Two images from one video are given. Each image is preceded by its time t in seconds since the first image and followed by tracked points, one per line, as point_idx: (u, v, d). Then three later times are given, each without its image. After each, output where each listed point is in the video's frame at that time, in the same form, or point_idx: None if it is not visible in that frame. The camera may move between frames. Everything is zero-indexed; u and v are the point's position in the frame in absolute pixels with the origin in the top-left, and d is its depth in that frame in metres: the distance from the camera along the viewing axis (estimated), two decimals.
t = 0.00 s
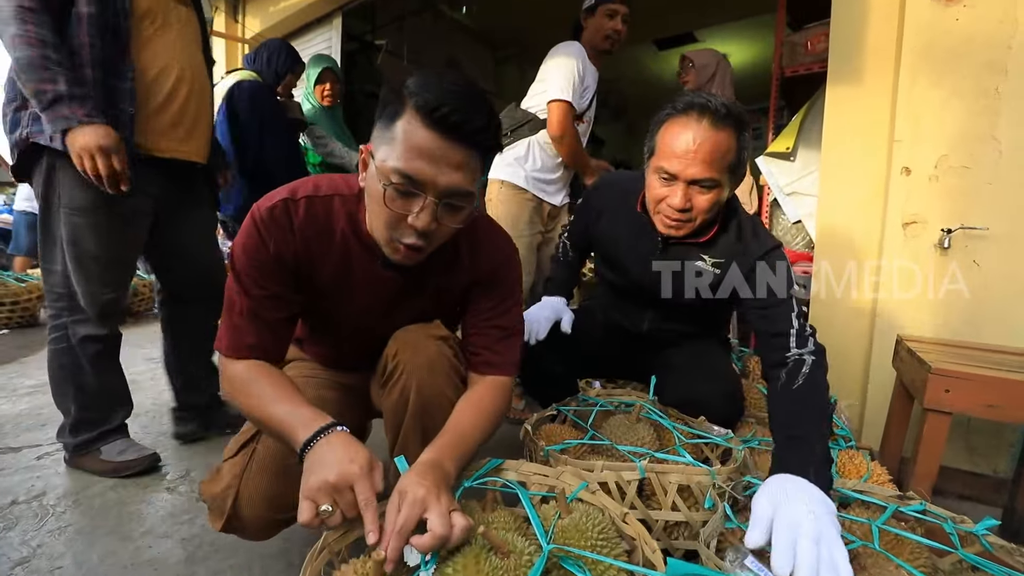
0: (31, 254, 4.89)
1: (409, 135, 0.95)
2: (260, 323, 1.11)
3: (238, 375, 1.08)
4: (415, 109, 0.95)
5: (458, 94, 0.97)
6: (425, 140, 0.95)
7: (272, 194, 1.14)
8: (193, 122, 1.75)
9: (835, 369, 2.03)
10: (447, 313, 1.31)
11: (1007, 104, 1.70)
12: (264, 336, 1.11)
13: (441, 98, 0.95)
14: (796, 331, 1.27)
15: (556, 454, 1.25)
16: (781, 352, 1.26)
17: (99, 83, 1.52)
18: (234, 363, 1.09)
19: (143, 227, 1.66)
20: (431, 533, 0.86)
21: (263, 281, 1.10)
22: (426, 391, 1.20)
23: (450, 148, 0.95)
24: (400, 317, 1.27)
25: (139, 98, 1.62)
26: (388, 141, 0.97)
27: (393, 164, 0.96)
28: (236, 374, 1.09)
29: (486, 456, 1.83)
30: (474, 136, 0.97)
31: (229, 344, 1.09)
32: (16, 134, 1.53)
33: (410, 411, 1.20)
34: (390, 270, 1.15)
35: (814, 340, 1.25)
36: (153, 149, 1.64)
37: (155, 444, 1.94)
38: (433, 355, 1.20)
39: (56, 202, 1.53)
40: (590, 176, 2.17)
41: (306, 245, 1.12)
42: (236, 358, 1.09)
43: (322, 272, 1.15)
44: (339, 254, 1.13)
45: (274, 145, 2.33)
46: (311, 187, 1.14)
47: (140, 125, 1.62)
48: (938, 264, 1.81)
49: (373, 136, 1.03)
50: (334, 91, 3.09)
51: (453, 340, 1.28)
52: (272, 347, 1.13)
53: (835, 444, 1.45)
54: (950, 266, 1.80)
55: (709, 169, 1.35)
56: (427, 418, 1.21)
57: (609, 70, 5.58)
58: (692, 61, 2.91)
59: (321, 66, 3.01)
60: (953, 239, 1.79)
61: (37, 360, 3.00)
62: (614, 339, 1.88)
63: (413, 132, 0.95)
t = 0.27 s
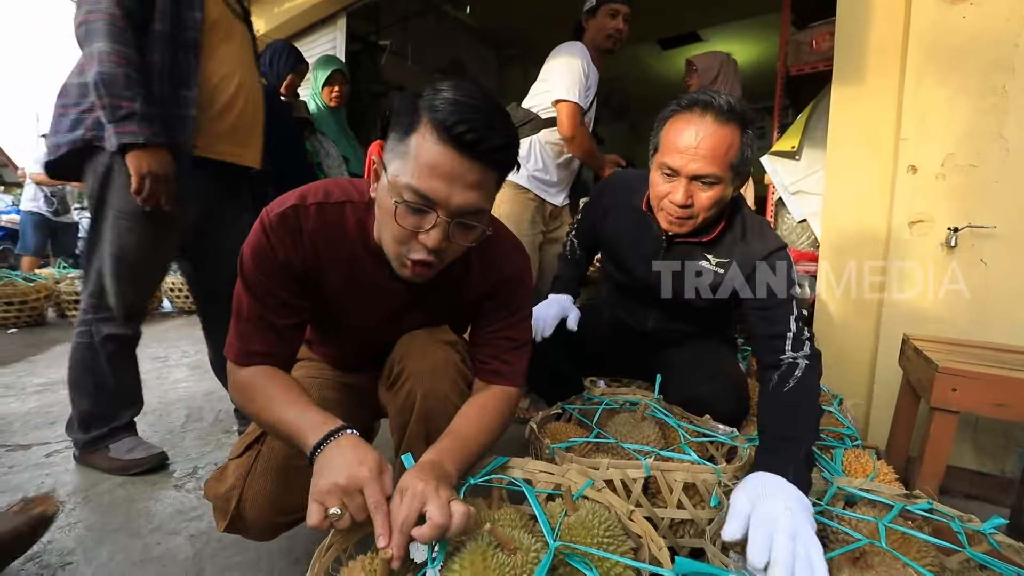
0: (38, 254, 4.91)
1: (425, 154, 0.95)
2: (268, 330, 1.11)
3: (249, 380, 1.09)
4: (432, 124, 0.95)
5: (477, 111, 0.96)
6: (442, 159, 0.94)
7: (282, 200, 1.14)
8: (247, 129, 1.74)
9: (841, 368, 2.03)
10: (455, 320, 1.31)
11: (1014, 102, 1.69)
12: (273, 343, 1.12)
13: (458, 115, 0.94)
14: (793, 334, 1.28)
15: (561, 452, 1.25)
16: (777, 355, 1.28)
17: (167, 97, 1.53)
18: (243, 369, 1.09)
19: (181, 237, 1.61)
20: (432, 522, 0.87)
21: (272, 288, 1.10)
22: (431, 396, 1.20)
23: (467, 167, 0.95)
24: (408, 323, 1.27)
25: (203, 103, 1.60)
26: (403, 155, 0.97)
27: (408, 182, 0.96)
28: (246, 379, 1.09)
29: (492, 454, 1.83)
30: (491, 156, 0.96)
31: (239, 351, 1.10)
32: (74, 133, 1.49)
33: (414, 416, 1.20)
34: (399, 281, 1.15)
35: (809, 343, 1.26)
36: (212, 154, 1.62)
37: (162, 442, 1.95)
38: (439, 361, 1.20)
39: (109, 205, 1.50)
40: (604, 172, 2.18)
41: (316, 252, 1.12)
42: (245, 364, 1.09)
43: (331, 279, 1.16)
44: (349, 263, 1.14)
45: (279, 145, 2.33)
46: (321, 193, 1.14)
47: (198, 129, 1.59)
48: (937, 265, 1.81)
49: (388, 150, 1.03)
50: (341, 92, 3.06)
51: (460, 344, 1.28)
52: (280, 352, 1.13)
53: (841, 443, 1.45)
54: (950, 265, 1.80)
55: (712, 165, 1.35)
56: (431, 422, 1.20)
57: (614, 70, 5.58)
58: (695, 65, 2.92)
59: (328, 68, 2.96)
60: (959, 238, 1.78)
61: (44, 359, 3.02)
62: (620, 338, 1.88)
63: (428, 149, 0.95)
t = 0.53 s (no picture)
0: (46, 255, 4.95)
1: (431, 157, 0.95)
2: (276, 333, 1.12)
3: (258, 385, 1.09)
4: (439, 127, 0.95)
5: (483, 116, 0.96)
6: (447, 162, 0.94)
7: (288, 205, 1.15)
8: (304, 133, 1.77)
9: (849, 368, 2.02)
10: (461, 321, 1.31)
11: None
12: (280, 346, 1.12)
13: (464, 119, 0.94)
14: (786, 337, 1.31)
15: (568, 453, 1.25)
16: (770, 357, 1.30)
17: (240, 92, 1.57)
18: (251, 372, 1.10)
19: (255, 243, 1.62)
20: (437, 526, 0.86)
21: (279, 291, 1.11)
22: (435, 398, 1.19)
23: (473, 170, 0.95)
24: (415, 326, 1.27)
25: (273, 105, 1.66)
26: (410, 159, 0.98)
27: (413, 185, 0.96)
28: (254, 383, 1.09)
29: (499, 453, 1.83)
30: (496, 160, 0.96)
31: (247, 355, 1.10)
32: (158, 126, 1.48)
33: (417, 418, 1.20)
34: (405, 284, 1.15)
35: (802, 347, 1.29)
36: (290, 155, 1.70)
37: (170, 443, 1.95)
38: (444, 361, 1.20)
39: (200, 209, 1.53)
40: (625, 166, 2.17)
41: (322, 256, 1.13)
42: (252, 367, 1.10)
43: (337, 283, 1.16)
44: (355, 266, 1.14)
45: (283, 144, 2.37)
46: (326, 197, 1.15)
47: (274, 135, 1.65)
48: (937, 264, 1.81)
49: (394, 153, 1.03)
50: (350, 95, 3.13)
51: (464, 344, 1.28)
52: (288, 356, 1.13)
53: (850, 443, 1.44)
54: (949, 266, 1.80)
55: (715, 167, 1.35)
56: (435, 423, 1.20)
57: (618, 70, 5.58)
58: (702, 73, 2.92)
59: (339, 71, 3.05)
60: (969, 237, 1.77)
61: (53, 360, 3.04)
62: (626, 338, 1.88)
63: (433, 152, 0.95)
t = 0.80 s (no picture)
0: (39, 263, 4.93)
1: (419, 152, 0.96)
2: (274, 335, 1.12)
3: (255, 387, 1.09)
4: (424, 123, 0.96)
5: (468, 111, 0.96)
6: (431, 157, 0.95)
7: (280, 208, 1.15)
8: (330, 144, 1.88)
9: (842, 361, 2.03)
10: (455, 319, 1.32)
11: (1011, 94, 1.70)
12: (278, 348, 1.12)
13: (449, 114, 0.95)
14: (759, 329, 1.33)
15: (566, 449, 1.26)
16: (740, 348, 1.33)
17: (302, 100, 1.87)
18: (248, 375, 1.10)
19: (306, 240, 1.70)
20: (436, 524, 0.87)
21: (274, 293, 1.11)
22: (431, 395, 1.20)
23: (459, 164, 0.95)
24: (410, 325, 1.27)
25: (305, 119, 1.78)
26: (397, 155, 0.99)
27: (400, 181, 0.97)
28: (252, 387, 1.09)
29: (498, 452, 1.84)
30: (481, 153, 0.96)
31: (245, 358, 1.11)
32: (226, 134, 1.70)
33: (414, 417, 1.20)
34: (398, 283, 1.16)
35: (773, 342, 1.31)
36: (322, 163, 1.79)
37: (167, 448, 1.95)
38: (440, 359, 1.21)
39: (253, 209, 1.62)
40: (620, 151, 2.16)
41: (316, 257, 1.14)
42: (249, 369, 1.10)
43: (331, 284, 1.17)
44: (348, 267, 1.15)
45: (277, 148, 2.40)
46: (318, 199, 1.16)
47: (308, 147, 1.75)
48: (937, 264, 1.83)
49: (381, 152, 1.04)
50: (349, 98, 3.14)
51: (459, 342, 1.28)
52: (285, 357, 1.13)
53: (844, 435, 1.45)
54: (949, 267, 1.81)
55: (702, 169, 1.36)
56: (432, 421, 1.20)
57: (611, 69, 5.60)
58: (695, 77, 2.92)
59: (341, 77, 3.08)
60: (959, 229, 1.79)
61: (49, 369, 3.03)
62: (622, 335, 1.89)
63: (420, 148, 0.96)
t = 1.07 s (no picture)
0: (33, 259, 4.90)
1: (407, 138, 0.97)
2: (270, 324, 1.13)
3: (252, 376, 1.10)
4: (410, 108, 0.97)
5: (455, 96, 0.97)
6: (419, 143, 0.96)
7: (276, 199, 1.16)
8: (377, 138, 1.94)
9: (833, 356, 2.06)
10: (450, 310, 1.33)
11: (1001, 91, 1.72)
12: (274, 337, 1.13)
13: (435, 98, 0.96)
14: (744, 321, 1.33)
15: (560, 442, 1.27)
16: (723, 340, 1.34)
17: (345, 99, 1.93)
18: (245, 365, 1.11)
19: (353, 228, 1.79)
20: (430, 512, 0.88)
21: (269, 283, 1.12)
22: (426, 386, 1.22)
23: (446, 148, 0.96)
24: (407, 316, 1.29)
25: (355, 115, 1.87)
26: (385, 142, 1.00)
27: (388, 165, 0.98)
28: (249, 377, 1.10)
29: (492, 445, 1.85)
30: (467, 137, 0.97)
31: (242, 348, 1.12)
32: (268, 133, 1.75)
33: (408, 408, 1.22)
34: (392, 273, 1.16)
35: (756, 333, 1.31)
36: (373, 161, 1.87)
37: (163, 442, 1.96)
38: (434, 350, 1.22)
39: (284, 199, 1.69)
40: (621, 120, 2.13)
41: (311, 248, 1.14)
42: (245, 358, 1.11)
43: (326, 275, 1.18)
44: (342, 257, 1.16)
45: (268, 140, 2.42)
46: (312, 190, 1.16)
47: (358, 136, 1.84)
48: (937, 265, 1.84)
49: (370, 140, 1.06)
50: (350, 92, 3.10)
51: (453, 333, 1.29)
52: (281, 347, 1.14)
53: (834, 427, 1.47)
54: (949, 267, 1.82)
55: (686, 170, 1.37)
56: (427, 411, 1.22)
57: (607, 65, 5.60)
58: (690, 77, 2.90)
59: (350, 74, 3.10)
60: (948, 225, 1.81)
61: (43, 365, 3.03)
62: (615, 329, 1.91)
63: (406, 134, 0.97)
